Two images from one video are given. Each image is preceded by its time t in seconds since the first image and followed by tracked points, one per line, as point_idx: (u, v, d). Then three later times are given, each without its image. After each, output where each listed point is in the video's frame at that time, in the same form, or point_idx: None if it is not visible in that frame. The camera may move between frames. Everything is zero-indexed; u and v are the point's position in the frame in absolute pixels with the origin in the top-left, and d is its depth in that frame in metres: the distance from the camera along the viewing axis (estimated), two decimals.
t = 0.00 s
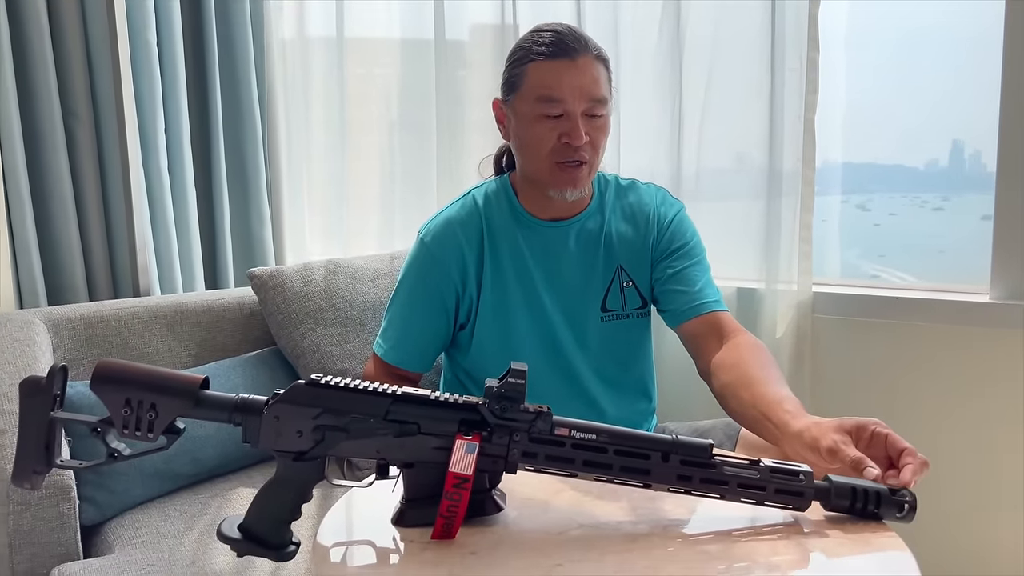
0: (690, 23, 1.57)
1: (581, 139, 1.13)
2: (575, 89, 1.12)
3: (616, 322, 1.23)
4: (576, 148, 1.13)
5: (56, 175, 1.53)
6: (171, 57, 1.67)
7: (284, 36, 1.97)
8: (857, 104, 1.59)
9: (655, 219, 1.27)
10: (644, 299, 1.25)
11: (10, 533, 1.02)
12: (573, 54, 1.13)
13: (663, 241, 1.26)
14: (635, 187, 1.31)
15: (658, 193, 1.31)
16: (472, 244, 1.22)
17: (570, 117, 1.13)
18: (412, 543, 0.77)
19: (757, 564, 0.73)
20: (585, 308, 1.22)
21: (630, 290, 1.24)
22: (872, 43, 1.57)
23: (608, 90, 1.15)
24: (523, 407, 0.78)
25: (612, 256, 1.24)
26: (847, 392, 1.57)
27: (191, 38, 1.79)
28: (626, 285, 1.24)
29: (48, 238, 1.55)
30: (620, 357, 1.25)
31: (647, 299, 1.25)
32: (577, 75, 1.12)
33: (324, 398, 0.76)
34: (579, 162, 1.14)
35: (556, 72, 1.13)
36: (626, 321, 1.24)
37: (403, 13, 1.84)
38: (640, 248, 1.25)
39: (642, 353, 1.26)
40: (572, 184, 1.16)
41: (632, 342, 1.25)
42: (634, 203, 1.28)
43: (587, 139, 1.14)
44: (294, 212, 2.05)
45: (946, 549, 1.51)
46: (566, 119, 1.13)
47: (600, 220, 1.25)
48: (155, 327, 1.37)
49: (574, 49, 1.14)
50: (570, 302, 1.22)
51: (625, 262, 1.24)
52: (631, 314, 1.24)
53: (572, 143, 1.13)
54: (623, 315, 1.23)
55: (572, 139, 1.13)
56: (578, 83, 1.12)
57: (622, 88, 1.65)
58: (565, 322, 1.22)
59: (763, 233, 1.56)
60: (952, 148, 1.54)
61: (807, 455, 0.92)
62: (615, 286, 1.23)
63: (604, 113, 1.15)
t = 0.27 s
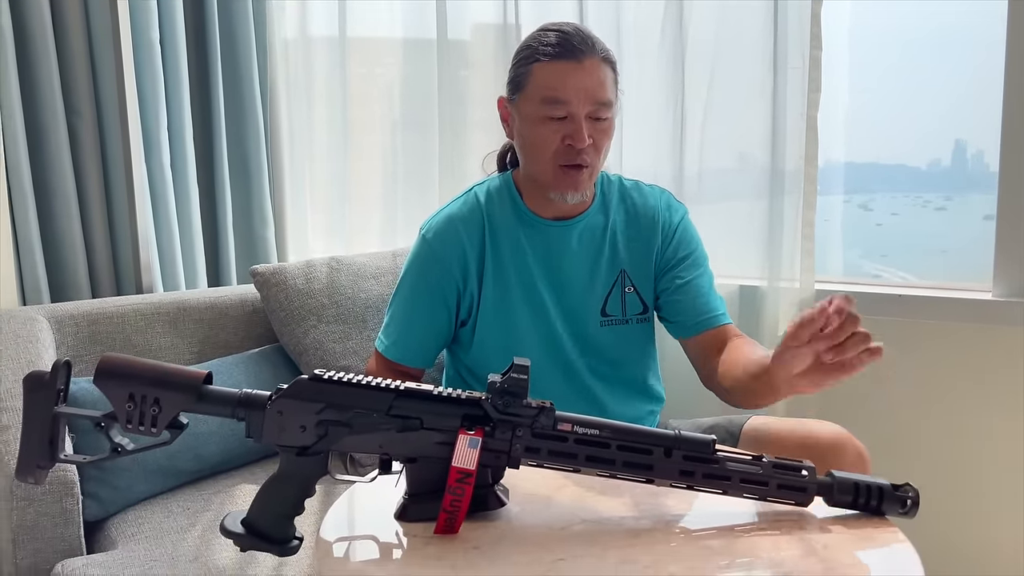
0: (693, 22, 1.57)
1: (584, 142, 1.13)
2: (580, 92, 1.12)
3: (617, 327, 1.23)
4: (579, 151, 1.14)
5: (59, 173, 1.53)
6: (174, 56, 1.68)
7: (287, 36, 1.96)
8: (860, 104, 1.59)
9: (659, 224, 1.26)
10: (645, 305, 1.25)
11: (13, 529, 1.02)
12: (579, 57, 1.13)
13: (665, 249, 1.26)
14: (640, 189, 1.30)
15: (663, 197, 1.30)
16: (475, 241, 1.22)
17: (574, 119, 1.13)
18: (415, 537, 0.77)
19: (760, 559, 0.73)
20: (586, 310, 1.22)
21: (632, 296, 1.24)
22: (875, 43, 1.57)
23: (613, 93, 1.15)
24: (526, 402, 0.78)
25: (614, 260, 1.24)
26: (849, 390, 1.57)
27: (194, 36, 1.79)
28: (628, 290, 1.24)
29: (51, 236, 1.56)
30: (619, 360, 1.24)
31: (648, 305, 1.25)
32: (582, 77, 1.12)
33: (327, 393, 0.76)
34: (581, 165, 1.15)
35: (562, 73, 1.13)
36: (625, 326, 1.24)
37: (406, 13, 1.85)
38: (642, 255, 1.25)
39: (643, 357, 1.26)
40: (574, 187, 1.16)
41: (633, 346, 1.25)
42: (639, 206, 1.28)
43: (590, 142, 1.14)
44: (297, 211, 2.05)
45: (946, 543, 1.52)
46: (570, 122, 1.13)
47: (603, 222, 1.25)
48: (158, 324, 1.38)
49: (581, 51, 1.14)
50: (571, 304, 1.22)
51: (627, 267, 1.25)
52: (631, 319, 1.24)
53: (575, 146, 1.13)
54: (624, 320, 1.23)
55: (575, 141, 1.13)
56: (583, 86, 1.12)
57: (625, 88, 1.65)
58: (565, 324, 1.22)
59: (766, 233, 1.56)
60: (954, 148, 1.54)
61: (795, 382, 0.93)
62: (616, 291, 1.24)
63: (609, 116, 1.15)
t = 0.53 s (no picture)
0: (696, 21, 1.57)
1: (587, 131, 1.13)
2: (586, 80, 1.13)
3: (623, 324, 1.24)
4: (581, 140, 1.13)
5: (62, 171, 1.53)
6: (177, 55, 1.68)
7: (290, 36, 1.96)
8: (862, 104, 1.59)
9: (664, 222, 1.28)
10: (649, 303, 1.26)
11: (18, 525, 1.02)
12: (586, 47, 1.14)
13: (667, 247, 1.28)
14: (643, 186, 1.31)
15: (666, 194, 1.31)
16: (481, 241, 1.21)
17: (578, 107, 1.13)
18: (419, 533, 0.77)
19: (763, 555, 0.73)
20: (593, 308, 1.22)
21: (637, 294, 1.25)
22: (878, 42, 1.56)
23: (619, 86, 1.16)
24: (529, 398, 0.78)
25: (620, 258, 1.25)
26: (850, 389, 1.58)
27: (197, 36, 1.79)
28: (633, 288, 1.25)
29: (54, 234, 1.56)
30: (624, 357, 1.25)
31: (652, 302, 1.26)
32: (589, 66, 1.13)
33: (330, 389, 0.77)
34: (584, 153, 1.14)
35: (568, 62, 1.13)
36: (631, 325, 1.24)
37: (409, 12, 1.85)
38: (645, 252, 1.27)
39: (645, 353, 1.26)
40: (575, 175, 1.16)
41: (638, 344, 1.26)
42: (643, 204, 1.29)
43: (593, 131, 1.14)
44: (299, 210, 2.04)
45: (947, 539, 1.52)
46: (574, 109, 1.13)
47: (608, 220, 1.25)
48: (162, 322, 1.38)
49: (589, 42, 1.14)
50: (577, 302, 1.22)
51: (632, 265, 1.25)
52: (636, 317, 1.25)
53: (577, 134, 1.13)
54: (630, 318, 1.24)
55: (578, 129, 1.13)
56: (588, 75, 1.13)
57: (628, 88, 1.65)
58: (572, 323, 1.22)
59: (768, 232, 1.56)
60: (956, 148, 1.54)
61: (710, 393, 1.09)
62: (622, 289, 1.24)
63: (613, 107, 1.15)
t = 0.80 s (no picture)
0: (697, 21, 1.57)
1: (594, 129, 1.14)
2: (595, 79, 1.13)
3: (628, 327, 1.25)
4: (588, 138, 1.14)
5: (65, 171, 1.54)
6: (179, 55, 1.68)
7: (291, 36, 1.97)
8: (863, 104, 1.59)
9: (665, 227, 1.30)
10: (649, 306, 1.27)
11: (21, 524, 1.03)
12: (598, 47, 1.14)
13: (668, 252, 1.30)
14: (646, 190, 1.32)
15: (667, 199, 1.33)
16: (492, 241, 1.20)
17: (587, 106, 1.14)
18: (421, 532, 0.77)
19: (765, 555, 0.73)
20: (600, 309, 1.22)
21: (641, 298, 1.26)
22: (879, 41, 1.56)
23: (629, 88, 1.16)
24: (531, 398, 0.78)
25: (626, 261, 1.26)
26: (852, 391, 1.58)
27: (200, 36, 1.80)
28: (637, 292, 1.26)
29: (57, 234, 1.56)
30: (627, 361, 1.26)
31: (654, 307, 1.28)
32: (599, 66, 1.13)
33: (333, 389, 0.77)
34: (591, 152, 1.15)
35: (578, 61, 1.14)
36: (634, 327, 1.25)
37: (410, 12, 1.85)
38: (650, 257, 1.28)
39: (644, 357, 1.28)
40: (581, 173, 1.16)
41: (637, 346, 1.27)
42: (647, 207, 1.30)
43: (601, 131, 1.14)
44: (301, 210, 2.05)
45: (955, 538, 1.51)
46: (582, 108, 1.14)
47: (615, 223, 1.26)
48: (164, 322, 1.38)
49: (600, 42, 1.15)
50: (586, 303, 1.22)
51: (637, 268, 1.26)
52: (639, 321, 1.26)
53: (585, 132, 1.13)
54: (633, 320, 1.25)
55: (586, 127, 1.13)
56: (598, 74, 1.13)
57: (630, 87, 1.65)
58: (580, 324, 1.22)
59: (769, 232, 1.56)
60: (957, 148, 1.54)
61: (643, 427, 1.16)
62: (627, 292, 1.25)
63: (621, 107, 1.16)
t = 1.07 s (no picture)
0: (698, 22, 1.58)
1: (592, 136, 1.14)
2: (593, 85, 1.13)
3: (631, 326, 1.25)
4: (586, 144, 1.15)
5: (67, 172, 1.54)
6: (181, 56, 1.69)
7: (293, 36, 1.97)
8: (863, 103, 1.60)
9: (669, 226, 1.29)
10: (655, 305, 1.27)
11: (24, 525, 1.03)
12: (596, 52, 1.14)
13: (672, 250, 1.29)
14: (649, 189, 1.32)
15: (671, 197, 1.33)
16: (496, 241, 1.20)
17: (583, 111, 1.14)
18: (422, 533, 0.78)
19: (764, 556, 0.73)
20: (603, 308, 1.23)
21: (644, 296, 1.26)
22: (880, 41, 1.57)
23: (627, 91, 1.16)
24: (531, 399, 0.78)
25: (629, 260, 1.26)
26: (854, 392, 1.58)
27: (201, 37, 1.80)
28: (640, 290, 1.25)
29: (59, 235, 1.57)
30: (630, 360, 1.26)
31: (658, 306, 1.27)
32: (596, 71, 1.13)
33: (335, 391, 0.77)
34: (588, 158, 1.16)
35: (576, 66, 1.14)
36: (638, 326, 1.25)
37: (411, 13, 1.85)
38: (653, 255, 1.28)
39: (648, 356, 1.28)
40: (579, 179, 1.17)
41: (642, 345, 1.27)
42: (651, 206, 1.29)
43: (597, 136, 1.15)
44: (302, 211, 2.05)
45: (959, 538, 1.51)
46: (579, 113, 1.14)
47: (618, 222, 1.26)
48: (166, 323, 1.39)
49: (599, 46, 1.14)
50: (589, 303, 1.23)
51: (640, 268, 1.26)
52: (642, 320, 1.26)
53: (582, 139, 1.14)
54: (637, 320, 1.25)
55: (582, 133, 1.14)
56: (595, 79, 1.13)
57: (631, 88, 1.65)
58: (582, 323, 1.22)
59: (770, 232, 1.57)
60: (959, 148, 1.55)
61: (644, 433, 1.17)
62: (630, 291, 1.25)
63: (620, 112, 1.16)
